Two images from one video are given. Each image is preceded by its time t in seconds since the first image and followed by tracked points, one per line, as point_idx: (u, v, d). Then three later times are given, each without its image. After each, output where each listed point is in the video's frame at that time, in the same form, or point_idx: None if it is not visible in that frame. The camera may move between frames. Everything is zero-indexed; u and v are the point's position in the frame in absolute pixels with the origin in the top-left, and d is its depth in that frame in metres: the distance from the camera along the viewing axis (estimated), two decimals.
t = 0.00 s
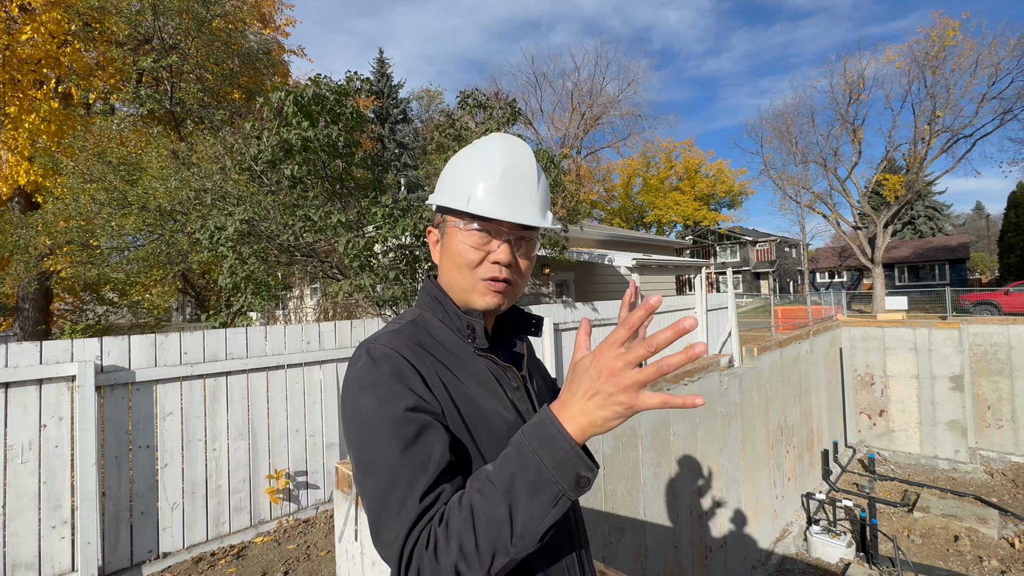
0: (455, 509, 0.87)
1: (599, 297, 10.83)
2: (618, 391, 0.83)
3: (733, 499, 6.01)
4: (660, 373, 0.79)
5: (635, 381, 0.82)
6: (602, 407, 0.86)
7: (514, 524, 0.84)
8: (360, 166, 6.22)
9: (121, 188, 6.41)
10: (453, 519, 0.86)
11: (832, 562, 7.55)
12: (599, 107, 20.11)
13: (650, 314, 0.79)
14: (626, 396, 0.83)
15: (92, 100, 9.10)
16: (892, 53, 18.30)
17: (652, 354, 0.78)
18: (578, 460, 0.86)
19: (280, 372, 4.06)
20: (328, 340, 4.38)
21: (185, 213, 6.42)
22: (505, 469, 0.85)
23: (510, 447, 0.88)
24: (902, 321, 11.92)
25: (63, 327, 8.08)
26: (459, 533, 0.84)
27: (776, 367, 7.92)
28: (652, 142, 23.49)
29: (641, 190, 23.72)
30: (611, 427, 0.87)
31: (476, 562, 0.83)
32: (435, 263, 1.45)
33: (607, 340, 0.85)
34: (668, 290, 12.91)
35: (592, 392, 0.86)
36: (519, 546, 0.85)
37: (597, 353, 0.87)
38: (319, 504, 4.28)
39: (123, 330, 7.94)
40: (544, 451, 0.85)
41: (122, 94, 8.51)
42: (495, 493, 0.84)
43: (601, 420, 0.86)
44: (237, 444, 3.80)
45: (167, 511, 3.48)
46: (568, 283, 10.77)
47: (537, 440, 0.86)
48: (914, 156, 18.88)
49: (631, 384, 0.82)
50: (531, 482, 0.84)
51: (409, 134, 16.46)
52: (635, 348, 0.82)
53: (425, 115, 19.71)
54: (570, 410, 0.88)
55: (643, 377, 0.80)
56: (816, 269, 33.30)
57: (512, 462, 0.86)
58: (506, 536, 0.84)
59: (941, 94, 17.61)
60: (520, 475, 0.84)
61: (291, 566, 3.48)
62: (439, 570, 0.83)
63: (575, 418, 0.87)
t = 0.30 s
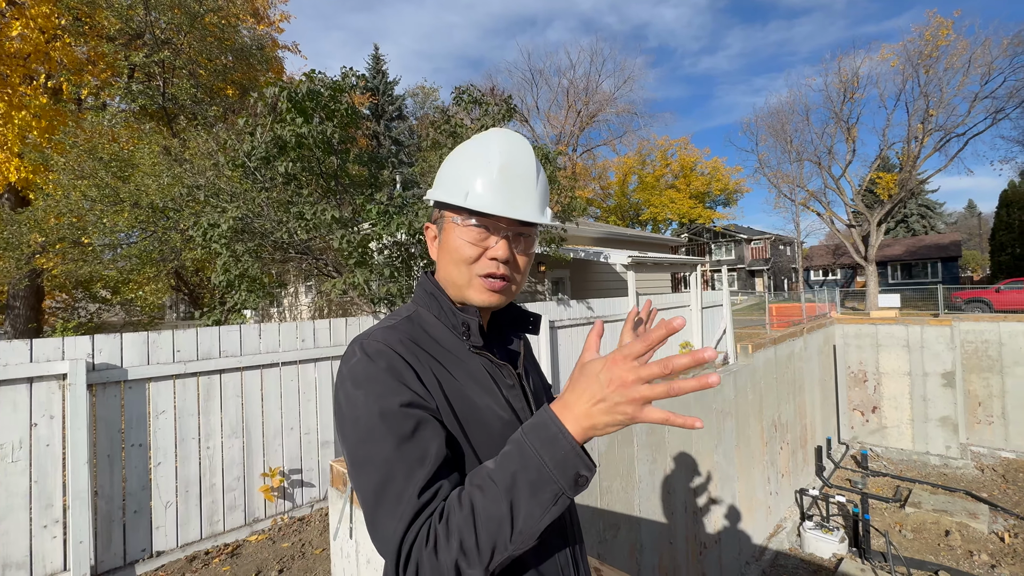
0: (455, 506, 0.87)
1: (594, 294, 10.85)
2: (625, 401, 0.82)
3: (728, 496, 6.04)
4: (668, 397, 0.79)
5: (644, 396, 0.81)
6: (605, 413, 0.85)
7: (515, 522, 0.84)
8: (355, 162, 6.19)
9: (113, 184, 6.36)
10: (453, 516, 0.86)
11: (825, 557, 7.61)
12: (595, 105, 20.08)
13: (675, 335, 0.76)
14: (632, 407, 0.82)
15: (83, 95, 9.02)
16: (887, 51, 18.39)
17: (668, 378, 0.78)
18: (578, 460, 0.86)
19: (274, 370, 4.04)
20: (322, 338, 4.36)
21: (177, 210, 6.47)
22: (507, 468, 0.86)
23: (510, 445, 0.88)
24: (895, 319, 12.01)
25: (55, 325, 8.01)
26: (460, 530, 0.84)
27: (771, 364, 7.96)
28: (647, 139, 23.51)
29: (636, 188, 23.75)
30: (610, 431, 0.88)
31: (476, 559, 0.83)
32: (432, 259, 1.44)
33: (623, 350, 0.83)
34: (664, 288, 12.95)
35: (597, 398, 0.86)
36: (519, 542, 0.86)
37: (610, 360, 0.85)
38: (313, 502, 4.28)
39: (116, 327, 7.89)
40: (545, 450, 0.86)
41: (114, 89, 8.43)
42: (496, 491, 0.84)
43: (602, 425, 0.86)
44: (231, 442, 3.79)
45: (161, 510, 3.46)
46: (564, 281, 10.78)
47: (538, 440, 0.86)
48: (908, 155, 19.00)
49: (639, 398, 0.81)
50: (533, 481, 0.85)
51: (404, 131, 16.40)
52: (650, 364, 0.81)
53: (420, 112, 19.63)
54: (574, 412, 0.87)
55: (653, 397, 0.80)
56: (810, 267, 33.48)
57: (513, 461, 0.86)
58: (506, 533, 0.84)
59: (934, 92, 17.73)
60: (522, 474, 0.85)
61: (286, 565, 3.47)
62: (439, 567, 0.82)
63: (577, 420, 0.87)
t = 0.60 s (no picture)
0: (449, 506, 0.86)
1: (589, 292, 10.87)
2: (623, 406, 0.82)
3: (721, 492, 6.08)
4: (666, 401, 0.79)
5: (642, 402, 0.81)
6: (603, 419, 0.85)
7: (510, 524, 0.85)
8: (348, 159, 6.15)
9: (102, 179, 6.28)
10: (447, 515, 0.85)
11: (817, 552, 7.69)
12: (590, 102, 20.06)
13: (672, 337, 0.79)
14: (629, 414, 0.81)
15: (72, 89, 8.92)
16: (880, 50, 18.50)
17: (665, 381, 0.78)
18: (576, 466, 0.86)
19: (267, 367, 4.02)
20: (316, 335, 4.33)
21: (168, 205, 6.34)
22: (504, 470, 0.86)
23: (508, 447, 0.89)
24: (886, 316, 12.14)
25: (44, 322, 7.91)
26: (453, 531, 0.84)
27: (764, 361, 8.01)
28: (642, 137, 23.53)
29: (631, 185, 23.78)
30: (607, 438, 0.86)
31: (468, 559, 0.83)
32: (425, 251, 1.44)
33: (622, 355, 0.83)
34: (658, 285, 12.98)
35: (594, 403, 0.85)
36: (512, 545, 0.86)
37: (609, 365, 0.85)
38: (307, 500, 4.26)
39: (107, 325, 7.80)
40: (544, 455, 0.86)
41: (104, 84, 8.32)
42: (493, 493, 0.85)
43: (600, 430, 0.85)
44: (222, 440, 3.76)
45: (152, 508, 3.43)
46: (559, 278, 10.78)
47: (537, 444, 0.86)
48: (900, 153, 19.13)
49: (637, 405, 0.81)
50: (529, 484, 0.85)
51: (398, 127, 16.33)
52: (648, 369, 0.81)
53: (414, 108, 19.53)
54: (571, 415, 0.86)
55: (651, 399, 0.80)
56: (803, 264, 33.70)
57: (511, 463, 0.86)
58: (499, 535, 0.84)
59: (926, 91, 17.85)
60: (520, 477, 0.85)
61: (279, 562, 3.46)
62: (430, 567, 0.82)
63: (575, 425, 0.86)
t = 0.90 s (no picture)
0: (440, 508, 0.86)
1: (582, 289, 10.90)
2: (617, 410, 0.82)
3: (713, 488, 6.13)
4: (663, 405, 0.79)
5: (637, 406, 0.81)
6: (597, 422, 0.84)
7: (502, 526, 0.85)
8: (341, 155, 6.12)
9: (91, 175, 6.21)
10: (437, 517, 0.85)
11: (807, 547, 7.78)
12: (584, 99, 20.05)
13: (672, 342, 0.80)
14: (624, 417, 0.82)
15: (59, 83, 8.80)
16: (872, 49, 18.62)
17: (662, 385, 0.78)
18: (568, 467, 0.87)
19: (258, 364, 3.99)
20: (308, 332, 4.31)
21: (158, 201, 6.28)
22: (497, 473, 0.86)
23: (501, 449, 0.89)
24: (876, 313, 12.26)
25: (33, 320, 7.81)
26: (444, 533, 0.84)
27: (756, 358, 8.07)
28: (636, 134, 23.55)
29: (625, 183, 23.84)
30: (600, 440, 0.86)
31: (460, 561, 0.83)
32: (412, 248, 1.43)
33: (618, 358, 0.84)
34: (651, 283, 13.03)
35: (589, 405, 0.85)
36: (504, 547, 0.86)
37: (605, 368, 0.85)
38: (299, 497, 4.25)
39: (97, 322, 7.72)
40: (537, 458, 0.86)
41: (92, 78, 8.20)
42: (485, 495, 0.85)
43: (593, 433, 0.85)
44: (214, 437, 3.74)
45: (143, 506, 3.41)
46: (553, 276, 10.80)
47: (530, 446, 0.86)
48: (891, 152, 19.28)
49: (632, 409, 0.81)
50: (523, 487, 0.85)
51: (392, 124, 16.25)
52: (645, 373, 0.81)
53: (408, 105, 19.44)
54: (566, 419, 0.86)
55: (648, 403, 0.80)
56: (795, 262, 33.96)
57: (505, 465, 0.86)
58: (491, 537, 0.84)
59: (917, 91, 17.99)
60: (513, 479, 0.85)
61: (271, 559, 3.45)
62: (421, 568, 0.82)
63: (569, 427, 0.86)
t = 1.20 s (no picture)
0: (433, 508, 0.87)
1: (577, 286, 10.93)
2: (613, 411, 0.82)
3: (706, 484, 6.18)
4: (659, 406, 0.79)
5: (633, 408, 0.81)
6: (592, 422, 0.85)
7: (495, 526, 0.85)
8: (335, 152, 6.08)
9: (81, 170, 6.16)
10: (430, 517, 0.85)
11: (799, 542, 7.85)
12: (580, 96, 20.03)
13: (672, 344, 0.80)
14: (619, 419, 0.82)
15: (49, 77, 8.68)
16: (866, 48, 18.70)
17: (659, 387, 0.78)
18: (563, 467, 0.87)
19: (252, 362, 3.97)
20: (302, 330, 4.28)
21: (149, 197, 6.22)
22: (490, 472, 0.86)
23: (494, 449, 0.89)
24: (868, 311, 12.35)
25: (21, 317, 7.66)
26: (437, 533, 0.84)
27: (750, 355, 8.11)
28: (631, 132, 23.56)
29: (620, 180, 23.88)
30: (595, 440, 0.87)
31: (452, 561, 0.83)
32: (404, 245, 1.43)
33: (615, 359, 0.83)
34: (646, 280, 13.07)
35: (585, 406, 0.86)
36: (497, 547, 0.86)
37: (602, 368, 0.85)
38: (293, 495, 4.23)
39: (88, 319, 7.61)
40: (531, 457, 0.86)
41: (82, 71, 8.12)
42: (478, 495, 0.85)
43: (588, 433, 0.86)
44: (207, 435, 3.72)
45: (135, 504, 3.39)
46: (548, 273, 10.81)
47: (524, 445, 0.86)
48: (884, 151, 19.41)
49: (628, 410, 0.81)
50: (516, 487, 0.85)
51: (386, 120, 16.16)
52: (642, 375, 0.81)
53: (402, 101, 19.34)
54: (561, 419, 0.86)
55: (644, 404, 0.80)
56: (788, 260, 34.16)
57: (498, 465, 0.86)
58: (484, 536, 0.85)
59: (910, 90, 18.10)
60: (505, 479, 0.85)
61: (265, 557, 3.44)
62: (413, 569, 0.82)
63: (564, 427, 0.86)
